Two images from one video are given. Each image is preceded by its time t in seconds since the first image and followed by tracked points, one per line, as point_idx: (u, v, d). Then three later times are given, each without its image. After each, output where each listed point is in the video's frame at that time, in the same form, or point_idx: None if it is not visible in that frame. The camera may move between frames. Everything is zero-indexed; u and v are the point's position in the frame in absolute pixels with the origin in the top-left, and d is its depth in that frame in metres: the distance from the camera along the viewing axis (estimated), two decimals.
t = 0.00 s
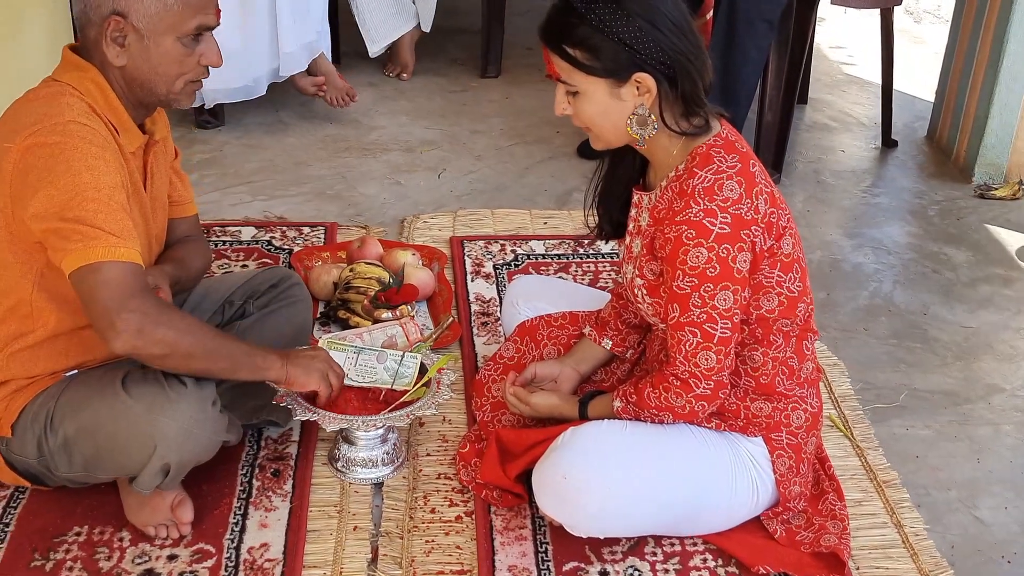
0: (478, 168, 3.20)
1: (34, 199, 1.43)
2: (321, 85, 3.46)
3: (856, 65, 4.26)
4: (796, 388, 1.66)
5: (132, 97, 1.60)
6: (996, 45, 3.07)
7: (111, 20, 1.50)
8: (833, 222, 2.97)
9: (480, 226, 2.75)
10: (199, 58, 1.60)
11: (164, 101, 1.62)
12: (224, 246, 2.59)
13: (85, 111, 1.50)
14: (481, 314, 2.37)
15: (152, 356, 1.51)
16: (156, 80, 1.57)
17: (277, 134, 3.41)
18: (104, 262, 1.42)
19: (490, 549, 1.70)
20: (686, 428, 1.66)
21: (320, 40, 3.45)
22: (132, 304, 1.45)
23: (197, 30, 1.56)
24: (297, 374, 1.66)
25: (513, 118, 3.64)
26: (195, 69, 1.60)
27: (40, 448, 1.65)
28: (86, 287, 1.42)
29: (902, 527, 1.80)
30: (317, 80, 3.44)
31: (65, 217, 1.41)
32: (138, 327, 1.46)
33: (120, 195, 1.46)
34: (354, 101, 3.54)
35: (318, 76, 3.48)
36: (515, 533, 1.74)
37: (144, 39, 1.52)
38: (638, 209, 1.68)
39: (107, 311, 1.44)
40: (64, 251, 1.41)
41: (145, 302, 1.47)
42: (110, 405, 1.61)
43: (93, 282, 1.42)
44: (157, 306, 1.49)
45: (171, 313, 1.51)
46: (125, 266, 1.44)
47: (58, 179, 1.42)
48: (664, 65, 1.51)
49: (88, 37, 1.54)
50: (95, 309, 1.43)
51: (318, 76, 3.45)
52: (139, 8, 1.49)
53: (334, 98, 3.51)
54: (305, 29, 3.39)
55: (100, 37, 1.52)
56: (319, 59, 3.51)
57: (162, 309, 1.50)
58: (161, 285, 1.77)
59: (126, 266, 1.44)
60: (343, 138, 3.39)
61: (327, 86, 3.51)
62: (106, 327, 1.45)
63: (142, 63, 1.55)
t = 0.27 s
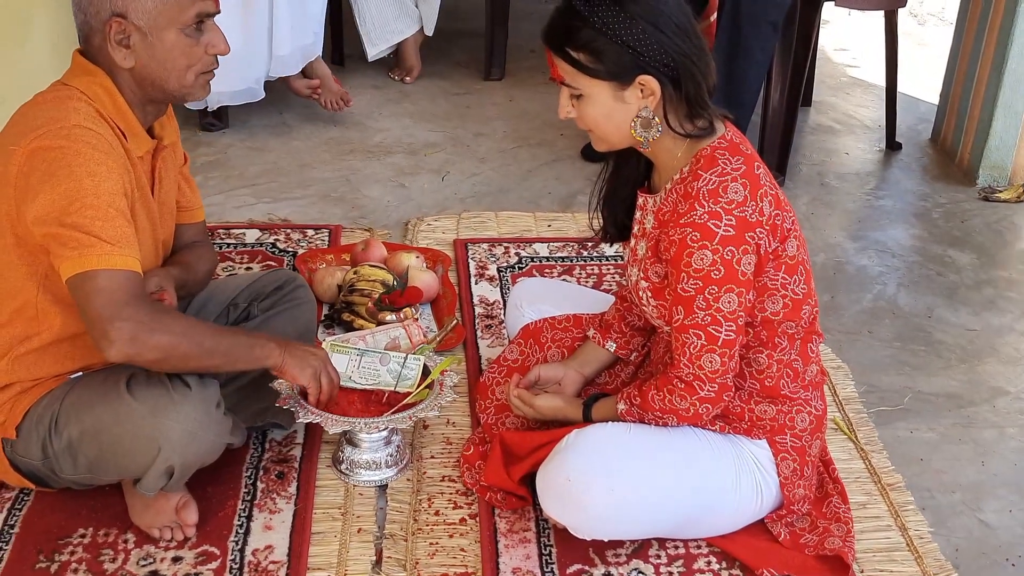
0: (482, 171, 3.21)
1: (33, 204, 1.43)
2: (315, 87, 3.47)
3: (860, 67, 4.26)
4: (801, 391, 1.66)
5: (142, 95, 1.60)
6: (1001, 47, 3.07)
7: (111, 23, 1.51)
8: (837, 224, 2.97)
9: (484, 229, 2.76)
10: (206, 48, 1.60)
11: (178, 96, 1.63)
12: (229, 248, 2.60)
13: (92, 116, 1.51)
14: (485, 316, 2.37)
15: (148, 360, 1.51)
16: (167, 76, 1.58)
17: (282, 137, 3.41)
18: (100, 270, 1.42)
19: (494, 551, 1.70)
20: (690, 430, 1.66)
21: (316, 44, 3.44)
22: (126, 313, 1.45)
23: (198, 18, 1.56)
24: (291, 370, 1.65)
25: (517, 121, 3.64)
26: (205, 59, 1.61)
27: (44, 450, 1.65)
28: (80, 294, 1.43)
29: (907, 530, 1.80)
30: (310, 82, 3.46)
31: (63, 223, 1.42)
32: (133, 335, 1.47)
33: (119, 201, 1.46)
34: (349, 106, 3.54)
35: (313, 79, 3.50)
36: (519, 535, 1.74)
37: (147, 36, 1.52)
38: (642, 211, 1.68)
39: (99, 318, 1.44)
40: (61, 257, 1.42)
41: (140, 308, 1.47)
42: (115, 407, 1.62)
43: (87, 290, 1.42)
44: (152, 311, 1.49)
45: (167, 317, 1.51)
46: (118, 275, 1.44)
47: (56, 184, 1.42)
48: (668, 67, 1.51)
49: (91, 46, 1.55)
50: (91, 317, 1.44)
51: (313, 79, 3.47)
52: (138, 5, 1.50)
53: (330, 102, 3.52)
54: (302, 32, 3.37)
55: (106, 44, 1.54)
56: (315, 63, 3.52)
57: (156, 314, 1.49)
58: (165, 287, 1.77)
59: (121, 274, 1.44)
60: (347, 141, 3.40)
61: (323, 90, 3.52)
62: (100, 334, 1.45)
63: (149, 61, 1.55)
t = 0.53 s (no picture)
0: (486, 173, 3.21)
1: (43, 203, 1.44)
2: (335, 90, 3.45)
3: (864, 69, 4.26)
4: (805, 392, 1.66)
5: (148, 94, 1.60)
6: (1006, 48, 3.07)
7: (116, 24, 1.52)
8: (841, 226, 2.97)
9: (488, 230, 2.76)
10: (211, 45, 1.60)
11: (188, 95, 1.63)
12: (234, 250, 2.60)
13: (102, 118, 1.52)
14: (489, 318, 2.38)
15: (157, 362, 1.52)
16: (175, 76, 1.58)
17: (287, 139, 3.42)
18: (109, 272, 1.43)
19: (498, 552, 1.71)
20: (694, 431, 1.66)
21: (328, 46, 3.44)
22: (135, 314, 1.46)
23: (203, 15, 1.57)
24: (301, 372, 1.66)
25: (521, 123, 3.64)
26: (211, 56, 1.61)
27: (50, 450, 1.66)
28: (90, 297, 1.43)
29: (910, 531, 1.80)
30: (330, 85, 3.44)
31: (73, 223, 1.43)
32: (139, 339, 1.47)
33: (129, 204, 1.46)
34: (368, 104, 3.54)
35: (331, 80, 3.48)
36: (523, 536, 1.75)
37: (152, 35, 1.53)
38: (646, 212, 1.68)
39: (106, 322, 1.44)
40: (70, 257, 1.43)
41: (148, 309, 1.47)
42: (120, 407, 1.62)
43: (96, 292, 1.43)
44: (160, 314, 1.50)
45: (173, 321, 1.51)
46: (127, 276, 1.44)
47: (66, 185, 1.43)
48: (671, 69, 1.52)
49: (98, 50, 1.56)
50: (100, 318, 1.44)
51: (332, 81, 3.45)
52: (143, 5, 1.51)
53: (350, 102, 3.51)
54: (314, 34, 3.40)
55: (113, 46, 1.54)
56: (331, 63, 3.50)
57: (164, 317, 1.50)
58: (178, 287, 1.79)
59: (130, 276, 1.45)
60: (352, 143, 3.40)
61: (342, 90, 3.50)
62: (108, 337, 1.46)
63: (156, 61, 1.56)
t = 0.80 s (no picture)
0: (491, 175, 3.21)
1: (63, 210, 1.45)
2: (336, 93, 3.43)
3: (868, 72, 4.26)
4: (810, 395, 1.65)
5: (165, 99, 1.61)
6: (1011, 51, 3.06)
7: (137, 30, 1.52)
8: (846, 229, 2.97)
9: (493, 233, 2.76)
10: (228, 51, 1.60)
11: (205, 99, 1.64)
12: (239, 253, 2.61)
13: (120, 123, 1.52)
14: (494, 320, 2.38)
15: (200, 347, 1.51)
16: (194, 82, 1.59)
17: (292, 142, 3.43)
18: (129, 275, 1.43)
19: (504, 555, 1.71)
20: (699, 434, 1.66)
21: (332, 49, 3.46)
22: (149, 316, 1.44)
23: (221, 22, 1.57)
24: (346, 297, 1.59)
25: (526, 125, 3.65)
26: (228, 62, 1.61)
27: (56, 451, 1.66)
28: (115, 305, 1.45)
29: (917, 534, 1.79)
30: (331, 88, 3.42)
31: (89, 232, 1.44)
32: (166, 333, 1.46)
33: (143, 207, 1.46)
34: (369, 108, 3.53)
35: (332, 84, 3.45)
36: (529, 538, 1.75)
37: (171, 42, 1.53)
38: (651, 214, 1.68)
39: (131, 322, 1.44)
40: (88, 266, 1.44)
41: (162, 307, 1.45)
42: (128, 409, 1.63)
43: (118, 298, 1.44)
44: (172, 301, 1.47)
45: (189, 302, 1.48)
46: (143, 278, 1.44)
47: (81, 195, 1.44)
48: (676, 73, 1.52)
49: (118, 55, 1.57)
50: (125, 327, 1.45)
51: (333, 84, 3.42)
52: (162, 12, 1.51)
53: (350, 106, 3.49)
54: (318, 37, 3.40)
55: (132, 52, 1.55)
56: (332, 67, 3.49)
57: (177, 308, 1.46)
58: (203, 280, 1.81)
59: (149, 276, 1.45)
60: (357, 146, 3.41)
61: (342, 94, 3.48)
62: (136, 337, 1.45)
63: (176, 67, 1.56)
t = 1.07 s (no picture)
0: (497, 182, 3.21)
1: (111, 209, 1.45)
2: (336, 99, 3.49)
3: (875, 78, 4.25)
4: (818, 402, 1.64)
5: (187, 109, 1.63)
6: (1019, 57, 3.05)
7: (156, 40, 1.54)
8: (853, 235, 2.96)
9: (499, 239, 2.75)
10: (249, 58, 1.60)
11: (227, 108, 1.64)
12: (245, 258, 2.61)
13: (149, 121, 1.50)
14: (500, 327, 2.37)
15: (326, 264, 1.48)
16: (215, 90, 1.60)
17: (297, 147, 3.43)
18: (221, 228, 1.39)
19: (510, 563, 1.69)
20: (706, 442, 1.65)
21: (334, 56, 3.44)
22: (263, 250, 1.41)
23: (241, 29, 1.58)
24: (457, 143, 1.45)
25: (531, 131, 3.64)
26: (249, 69, 1.61)
27: (64, 456, 1.66)
28: (219, 264, 1.42)
29: (926, 543, 1.78)
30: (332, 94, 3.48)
31: (157, 213, 1.41)
32: (288, 259, 1.43)
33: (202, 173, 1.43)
34: (368, 115, 3.54)
35: (333, 90, 3.51)
36: (535, 547, 1.74)
37: (192, 51, 1.55)
38: (657, 221, 1.68)
39: (255, 269, 1.42)
40: (168, 247, 1.41)
41: (269, 238, 1.41)
42: (137, 415, 1.63)
43: (218, 255, 1.40)
44: (279, 231, 1.43)
45: (295, 227, 1.44)
46: (236, 221, 1.40)
47: (135, 183, 1.42)
48: (683, 79, 1.51)
49: (137, 66, 1.58)
50: (248, 275, 1.43)
51: (333, 91, 3.49)
52: (182, 20, 1.53)
53: (349, 112, 3.53)
54: (319, 44, 3.39)
55: (153, 63, 1.56)
56: (334, 74, 3.54)
57: (287, 235, 1.43)
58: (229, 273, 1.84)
59: (237, 220, 1.40)
60: (363, 152, 3.41)
61: (343, 100, 3.54)
62: (269, 278, 1.44)
63: (196, 76, 1.57)
